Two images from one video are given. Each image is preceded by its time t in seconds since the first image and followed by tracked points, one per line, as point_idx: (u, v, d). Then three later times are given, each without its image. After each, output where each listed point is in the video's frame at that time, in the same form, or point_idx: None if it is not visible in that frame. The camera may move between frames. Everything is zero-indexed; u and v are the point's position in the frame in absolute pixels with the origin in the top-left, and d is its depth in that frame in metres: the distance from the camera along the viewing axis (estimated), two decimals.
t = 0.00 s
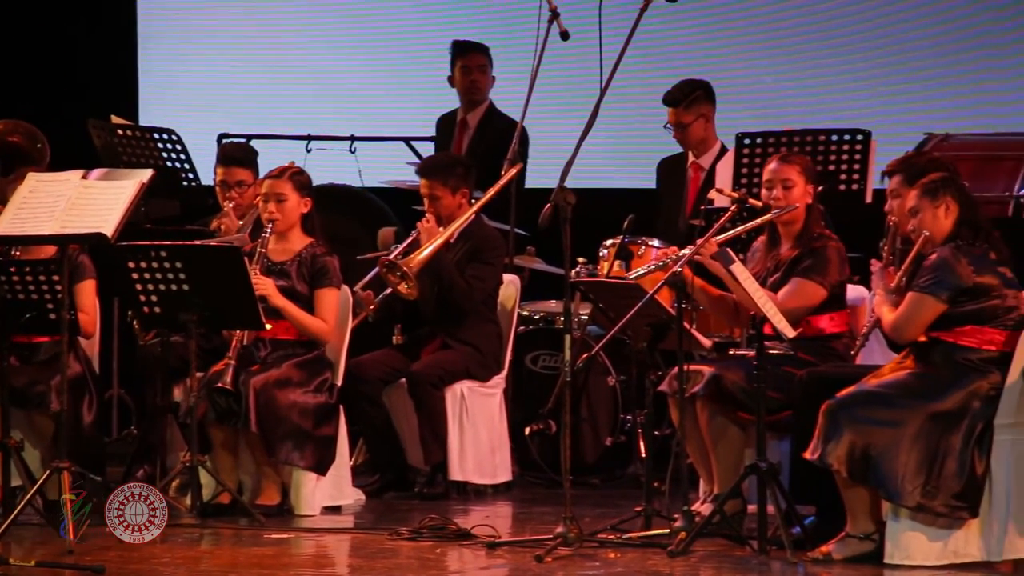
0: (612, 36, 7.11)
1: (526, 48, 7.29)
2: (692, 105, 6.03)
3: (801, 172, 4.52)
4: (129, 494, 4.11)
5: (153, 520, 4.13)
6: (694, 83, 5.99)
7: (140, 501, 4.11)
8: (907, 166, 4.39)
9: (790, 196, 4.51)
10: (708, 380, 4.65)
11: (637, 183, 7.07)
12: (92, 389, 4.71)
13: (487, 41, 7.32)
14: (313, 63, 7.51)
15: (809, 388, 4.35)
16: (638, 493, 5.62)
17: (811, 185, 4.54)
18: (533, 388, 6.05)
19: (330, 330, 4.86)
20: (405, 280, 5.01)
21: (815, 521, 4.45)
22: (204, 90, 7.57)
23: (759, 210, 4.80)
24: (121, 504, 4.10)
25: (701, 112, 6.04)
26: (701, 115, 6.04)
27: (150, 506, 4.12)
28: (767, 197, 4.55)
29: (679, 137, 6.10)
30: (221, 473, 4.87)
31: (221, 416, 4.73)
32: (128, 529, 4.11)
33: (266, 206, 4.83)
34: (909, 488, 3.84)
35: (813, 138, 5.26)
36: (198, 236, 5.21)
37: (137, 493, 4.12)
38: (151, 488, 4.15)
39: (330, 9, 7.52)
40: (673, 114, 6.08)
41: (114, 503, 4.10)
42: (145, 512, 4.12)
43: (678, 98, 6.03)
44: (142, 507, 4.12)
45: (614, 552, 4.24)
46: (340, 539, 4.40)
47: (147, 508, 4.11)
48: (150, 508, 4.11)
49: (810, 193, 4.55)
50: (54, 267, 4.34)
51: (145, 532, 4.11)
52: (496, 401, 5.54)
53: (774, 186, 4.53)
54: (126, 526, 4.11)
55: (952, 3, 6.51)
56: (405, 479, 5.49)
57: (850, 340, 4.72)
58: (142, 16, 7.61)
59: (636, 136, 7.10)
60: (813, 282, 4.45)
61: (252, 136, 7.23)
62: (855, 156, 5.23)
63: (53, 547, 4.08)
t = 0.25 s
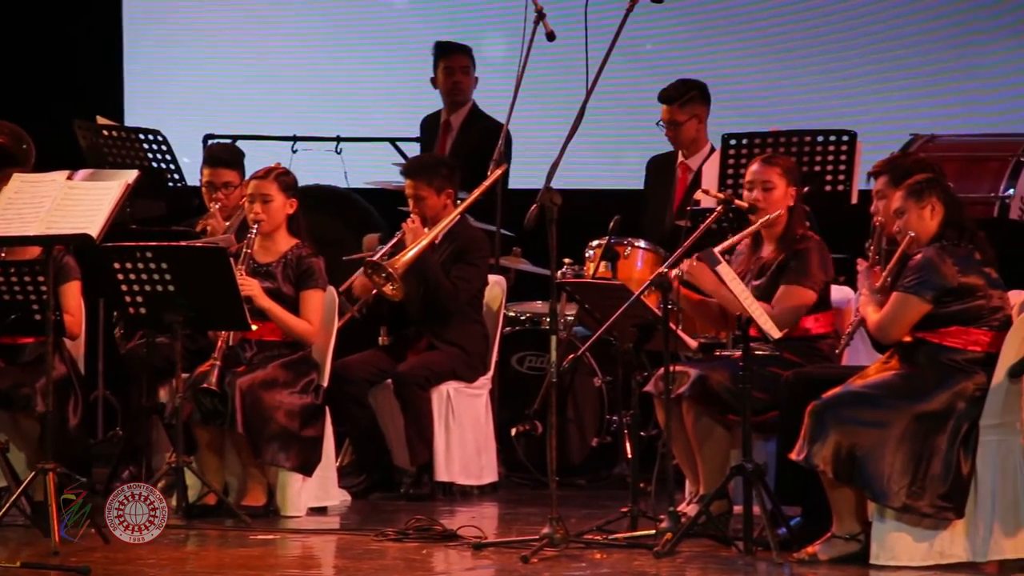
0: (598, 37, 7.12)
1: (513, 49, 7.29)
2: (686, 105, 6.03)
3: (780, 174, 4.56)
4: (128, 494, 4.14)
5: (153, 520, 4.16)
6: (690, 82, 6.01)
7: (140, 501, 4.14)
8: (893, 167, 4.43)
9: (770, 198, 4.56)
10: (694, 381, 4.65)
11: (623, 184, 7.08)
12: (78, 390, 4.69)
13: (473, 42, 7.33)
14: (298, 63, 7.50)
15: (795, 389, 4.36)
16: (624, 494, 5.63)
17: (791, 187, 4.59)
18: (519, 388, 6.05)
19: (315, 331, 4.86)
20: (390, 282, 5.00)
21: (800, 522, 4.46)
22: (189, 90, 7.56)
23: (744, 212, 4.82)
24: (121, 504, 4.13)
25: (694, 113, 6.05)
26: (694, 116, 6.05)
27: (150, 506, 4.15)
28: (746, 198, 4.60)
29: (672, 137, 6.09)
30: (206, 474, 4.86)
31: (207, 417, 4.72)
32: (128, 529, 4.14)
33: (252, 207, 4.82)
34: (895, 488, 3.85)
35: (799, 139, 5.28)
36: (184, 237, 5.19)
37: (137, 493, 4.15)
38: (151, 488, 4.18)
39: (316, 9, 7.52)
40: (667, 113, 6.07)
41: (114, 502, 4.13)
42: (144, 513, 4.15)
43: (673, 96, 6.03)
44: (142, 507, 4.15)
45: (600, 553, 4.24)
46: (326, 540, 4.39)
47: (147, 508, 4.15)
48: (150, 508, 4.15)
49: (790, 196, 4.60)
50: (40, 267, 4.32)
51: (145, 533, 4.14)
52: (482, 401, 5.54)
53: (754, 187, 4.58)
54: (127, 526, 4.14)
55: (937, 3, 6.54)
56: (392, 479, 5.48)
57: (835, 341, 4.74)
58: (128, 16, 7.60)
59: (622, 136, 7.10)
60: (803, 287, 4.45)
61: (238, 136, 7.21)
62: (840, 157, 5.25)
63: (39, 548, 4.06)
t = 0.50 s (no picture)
0: (584, 40, 7.13)
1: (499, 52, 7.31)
2: (677, 105, 6.03)
3: (757, 178, 4.59)
4: (129, 494, 4.20)
5: (153, 520, 4.21)
6: (682, 83, 6.00)
7: (141, 501, 4.20)
8: (878, 170, 4.47)
9: (747, 201, 4.58)
10: (681, 384, 4.67)
11: (610, 187, 7.09)
12: (64, 392, 4.68)
13: (459, 46, 7.34)
14: (285, 65, 7.50)
15: (782, 393, 4.37)
16: (610, 496, 5.63)
17: (768, 190, 4.62)
18: (506, 390, 6.04)
19: (302, 333, 4.84)
20: (376, 286, 4.96)
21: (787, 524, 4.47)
22: (175, 91, 7.53)
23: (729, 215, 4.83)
24: (121, 504, 4.20)
25: (685, 113, 6.05)
26: (684, 116, 6.05)
27: (150, 506, 4.21)
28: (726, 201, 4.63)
29: (661, 138, 6.08)
30: (193, 477, 4.85)
31: (193, 419, 4.71)
32: (129, 528, 4.20)
33: (238, 210, 4.81)
34: (881, 491, 3.86)
35: (786, 142, 5.29)
36: (170, 240, 5.18)
37: (137, 494, 4.21)
38: (151, 488, 4.24)
39: (302, 12, 7.52)
40: (657, 114, 6.06)
41: (115, 502, 4.20)
42: (145, 513, 4.21)
43: (664, 95, 6.01)
44: (142, 507, 4.21)
45: (587, 556, 4.24)
46: (313, 542, 4.38)
47: (147, 508, 4.20)
48: (150, 508, 4.20)
49: (766, 198, 4.62)
50: (26, 269, 4.31)
51: (145, 532, 4.20)
52: (468, 403, 5.54)
53: (732, 189, 4.61)
54: (127, 526, 4.20)
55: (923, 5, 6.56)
56: (378, 481, 5.50)
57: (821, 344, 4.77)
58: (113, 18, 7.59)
59: (609, 139, 7.11)
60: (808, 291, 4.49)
61: (224, 138, 7.19)
62: (826, 160, 5.27)
63: (24, 551, 4.05)
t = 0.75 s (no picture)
0: (571, 48, 7.15)
1: (487, 60, 7.32)
2: (669, 107, 6.05)
3: (741, 185, 4.59)
4: (128, 494, 4.29)
5: (153, 520, 4.31)
6: (672, 87, 6.04)
7: (140, 501, 4.29)
8: (865, 178, 4.50)
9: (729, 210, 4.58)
10: (669, 391, 4.68)
11: (597, 194, 7.10)
12: (51, 400, 4.66)
13: (447, 54, 7.36)
14: (272, 72, 7.50)
15: (770, 400, 4.38)
16: (598, 503, 5.63)
17: (752, 196, 4.61)
18: (494, 397, 6.05)
19: (289, 340, 4.84)
20: (365, 292, 4.98)
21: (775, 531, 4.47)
22: (160, 97, 7.51)
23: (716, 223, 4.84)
24: (121, 505, 4.29)
25: (675, 115, 6.06)
26: (676, 119, 6.07)
27: (150, 506, 4.30)
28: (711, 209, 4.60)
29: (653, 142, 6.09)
30: (180, 484, 4.83)
31: (180, 426, 4.68)
32: (128, 529, 4.31)
33: (226, 217, 4.81)
34: (869, 498, 3.87)
35: (773, 149, 5.30)
36: (157, 247, 5.17)
37: (137, 494, 4.29)
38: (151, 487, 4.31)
39: (290, 20, 7.53)
40: (648, 118, 6.08)
41: (114, 503, 4.29)
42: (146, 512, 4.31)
43: (657, 97, 6.04)
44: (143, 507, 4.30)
45: (574, 563, 4.24)
46: (299, 550, 4.37)
47: (147, 508, 4.30)
48: (150, 509, 4.29)
49: (750, 204, 4.62)
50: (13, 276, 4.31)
51: (145, 532, 4.30)
52: (456, 411, 5.53)
53: (715, 197, 4.61)
54: (127, 526, 4.30)
55: (909, 13, 6.63)
56: (365, 489, 5.46)
57: (806, 352, 4.71)
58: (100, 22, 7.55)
59: (597, 145, 7.10)
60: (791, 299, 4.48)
61: (211, 145, 7.18)
62: (813, 167, 5.28)
63: (10, 559, 4.03)
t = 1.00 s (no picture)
0: (559, 59, 7.16)
1: (474, 70, 7.34)
2: (654, 113, 6.08)
3: (730, 195, 4.61)
4: (128, 495, 4.40)
5: (151, 520, 4.42)
6: (656, 95, 6.09)
7: (139, 502, 4.40)
8: (852, 187, 4.52)
9: (720, 219, 4.60)
10: (657, 401, 4.68)
11: (584, 204, 7.10)
12: (38, 409, 4.65)
13: (434, 64, 7.37)
14: (259, 81, 7.51)
15: (757, 410, 4.40)
16: (585, 513, 5.63)
17: (741, 206, 4.62)
18: (481, 407, 6.05)
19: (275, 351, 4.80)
20: (353, 302, 4.95)
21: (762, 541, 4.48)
22: (147, 107, 7.52)
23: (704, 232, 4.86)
24: (121, 504, 4.40)
25: (660, 121, 6.09)
26: (661, 125, 6.10)
27: (149, 507, 4.40)
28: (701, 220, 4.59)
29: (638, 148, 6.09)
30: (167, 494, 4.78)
31: (167, 436, 4.66)
32: (128, 528, 4.43)
33: (213, 226, 4.79)
34: (856, 508, 3.88)
35: (760, 159, 5.32)
36: (144, 256, 5.16)
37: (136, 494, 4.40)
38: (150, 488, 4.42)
39: (277, 30, 7.54)
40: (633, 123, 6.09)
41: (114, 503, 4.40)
42: (145, 512, 4.42)
43: (644, 102, 6.08)
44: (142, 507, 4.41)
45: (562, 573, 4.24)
46: (286, 560, 4.36)
47: (146, 508, 4.41)
48: (148, 510, 4.40)
49: (739, 213, 4.63)
50: None
51: (144, 533, 4.43)
52: (443, 421, 5.54)
53: (704, 207, 4.62)
54: (127, 526, 4.43)
55: (895, 25, 6.72)
56: (353, 498, 5.46)
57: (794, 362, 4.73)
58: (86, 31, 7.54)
59: (584, 155, 7.10)
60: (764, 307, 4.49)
61: (198, 155, 7.18)
62: (801, 177, 5.29)
63: None
